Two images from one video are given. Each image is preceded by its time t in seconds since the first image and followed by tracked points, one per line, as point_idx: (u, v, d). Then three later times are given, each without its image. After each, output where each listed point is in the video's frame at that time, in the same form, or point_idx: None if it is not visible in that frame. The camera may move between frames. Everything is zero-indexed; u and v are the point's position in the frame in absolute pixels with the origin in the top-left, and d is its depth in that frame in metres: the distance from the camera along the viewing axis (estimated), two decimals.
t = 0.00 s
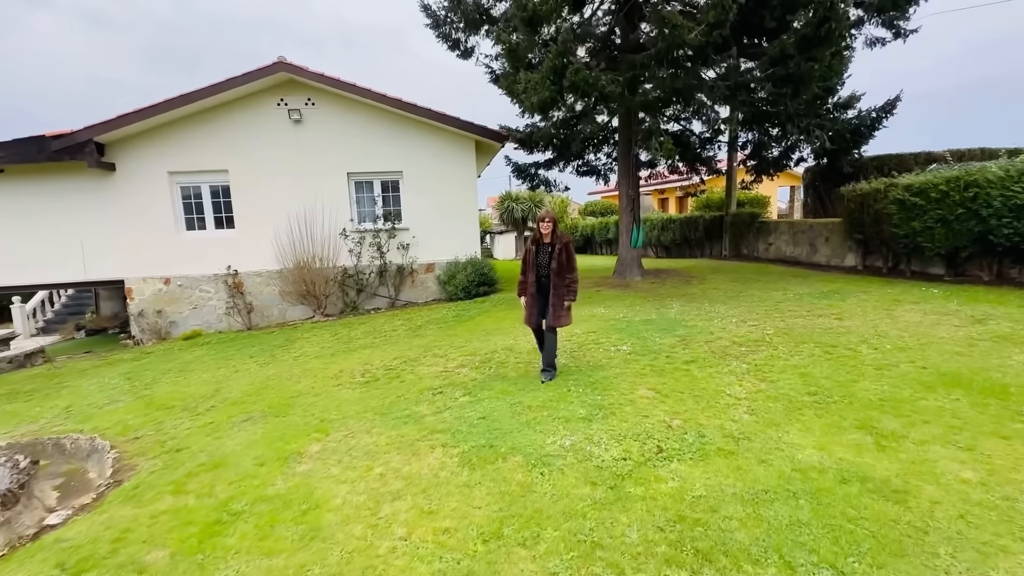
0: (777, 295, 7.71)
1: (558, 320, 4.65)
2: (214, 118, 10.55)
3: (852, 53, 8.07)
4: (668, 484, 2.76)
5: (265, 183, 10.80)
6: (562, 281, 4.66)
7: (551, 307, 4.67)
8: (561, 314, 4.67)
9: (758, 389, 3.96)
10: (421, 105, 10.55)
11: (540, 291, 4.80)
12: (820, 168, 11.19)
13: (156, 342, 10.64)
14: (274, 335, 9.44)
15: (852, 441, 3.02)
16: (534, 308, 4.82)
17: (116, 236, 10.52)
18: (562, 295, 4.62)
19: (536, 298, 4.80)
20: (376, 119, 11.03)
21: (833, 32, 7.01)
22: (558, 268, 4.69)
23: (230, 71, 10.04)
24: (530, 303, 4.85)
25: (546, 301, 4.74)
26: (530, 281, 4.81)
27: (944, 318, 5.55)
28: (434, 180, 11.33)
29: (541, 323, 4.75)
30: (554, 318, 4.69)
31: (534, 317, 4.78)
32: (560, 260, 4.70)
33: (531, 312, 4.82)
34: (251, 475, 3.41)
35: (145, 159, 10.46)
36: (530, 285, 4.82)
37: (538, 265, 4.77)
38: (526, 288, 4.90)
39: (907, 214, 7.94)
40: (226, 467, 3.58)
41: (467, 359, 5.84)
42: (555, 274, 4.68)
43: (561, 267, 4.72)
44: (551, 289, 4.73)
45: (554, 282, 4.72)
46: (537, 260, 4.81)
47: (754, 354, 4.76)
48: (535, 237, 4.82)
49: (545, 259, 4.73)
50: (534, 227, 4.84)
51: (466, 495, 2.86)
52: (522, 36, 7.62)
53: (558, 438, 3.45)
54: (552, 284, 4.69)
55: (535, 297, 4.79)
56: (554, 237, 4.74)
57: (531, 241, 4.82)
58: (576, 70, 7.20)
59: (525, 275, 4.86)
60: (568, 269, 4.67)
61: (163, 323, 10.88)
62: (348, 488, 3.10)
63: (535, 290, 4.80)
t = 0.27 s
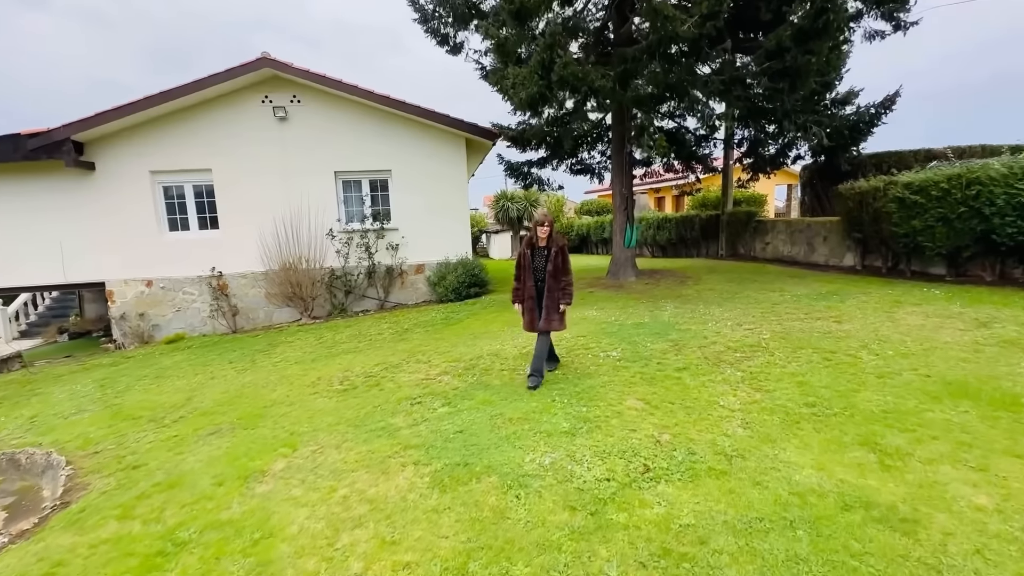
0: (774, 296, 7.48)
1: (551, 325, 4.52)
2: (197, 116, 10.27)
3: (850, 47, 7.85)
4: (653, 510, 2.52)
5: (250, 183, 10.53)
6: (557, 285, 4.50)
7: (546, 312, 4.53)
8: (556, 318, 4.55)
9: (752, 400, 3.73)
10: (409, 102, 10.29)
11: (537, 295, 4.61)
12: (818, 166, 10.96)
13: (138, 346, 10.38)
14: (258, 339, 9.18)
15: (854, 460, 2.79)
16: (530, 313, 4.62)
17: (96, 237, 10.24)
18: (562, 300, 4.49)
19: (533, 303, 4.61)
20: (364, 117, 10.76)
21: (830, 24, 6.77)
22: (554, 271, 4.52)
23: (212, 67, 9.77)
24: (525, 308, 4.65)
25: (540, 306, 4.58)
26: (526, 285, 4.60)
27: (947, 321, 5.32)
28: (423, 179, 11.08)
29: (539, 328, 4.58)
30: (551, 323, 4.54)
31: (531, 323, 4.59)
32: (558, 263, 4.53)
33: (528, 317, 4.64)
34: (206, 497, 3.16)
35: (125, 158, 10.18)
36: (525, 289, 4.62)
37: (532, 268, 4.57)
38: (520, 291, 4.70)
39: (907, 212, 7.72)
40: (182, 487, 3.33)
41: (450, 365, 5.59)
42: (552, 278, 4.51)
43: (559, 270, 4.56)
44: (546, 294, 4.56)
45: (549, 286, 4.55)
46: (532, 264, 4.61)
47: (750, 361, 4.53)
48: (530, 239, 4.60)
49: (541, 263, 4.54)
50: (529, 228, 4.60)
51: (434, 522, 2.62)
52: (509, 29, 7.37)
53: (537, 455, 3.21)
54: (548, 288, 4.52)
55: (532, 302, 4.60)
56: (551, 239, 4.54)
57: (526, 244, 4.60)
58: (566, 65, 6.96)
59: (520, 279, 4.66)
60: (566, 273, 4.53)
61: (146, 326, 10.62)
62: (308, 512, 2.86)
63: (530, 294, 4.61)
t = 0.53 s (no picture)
0: (773, 297, 7.19)
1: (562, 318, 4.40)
2: (178, 111, 9.94)
3: (852, 39, 7.57)
4: (641, 546, 2.23)
5: (232, 180, 10.20)
6: (563, 278, 4.41)
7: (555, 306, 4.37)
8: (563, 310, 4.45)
9: (752, 413, 3.44)
10: (397, 98, 10.00)
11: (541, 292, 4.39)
12: (818, 163, 10.70)
13: (117, 349, 10.04)
14: (239, 343, 8.86)
15: (866, 485, 2.50)
16: (534, 310, 4.35)
17: (72, 236, 9.89)
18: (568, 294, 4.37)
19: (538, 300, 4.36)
20: (351, 112, 10.45)
21: (832, 13, 6.49)
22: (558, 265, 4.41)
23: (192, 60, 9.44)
24: (529, 306, 4.35)
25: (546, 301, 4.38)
26: (531, 282, 4.31)
27: (954, 325, 5.04)
28: (412, 176, 10.76)
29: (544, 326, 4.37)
30: (558, 318, 4.38)
31: (541, 320, 4.34)
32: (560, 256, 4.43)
33: (534, 315, 4.35)
34: (149, 524, 2.86)
35: (102, 154, 9.83)
36: (528, 286, 4.33)
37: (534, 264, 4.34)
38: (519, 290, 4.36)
39: (910, 210, 7.45)
40: (125, 512, 3.02)
41: (432, 372, 5.29)
42: (556, 272, 4.37)
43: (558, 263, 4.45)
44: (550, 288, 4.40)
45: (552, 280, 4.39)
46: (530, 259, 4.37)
47: (748, 369, 4.24)
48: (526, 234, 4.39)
49: (544, 257, 4.35)
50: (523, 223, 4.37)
51: (395, 559, 2.32)
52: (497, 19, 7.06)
53: (516, 476, 2.91)
54: (554, 282, 4.37)
55: (538, 299, 4.35)
56: (547, 233, 4.41)
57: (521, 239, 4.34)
58: (558, 57, 6.66)
59: (520, 276, 4.35)
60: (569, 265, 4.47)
61: (125, 328, 10.28)
62: (257, 544, 2.56)
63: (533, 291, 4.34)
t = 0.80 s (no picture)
0: (771, 302, 6.95)
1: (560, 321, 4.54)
2: (159, 109, 9.64)
3: (852, 34, 7.35)
4: None
5: (215, 180, 9.91)
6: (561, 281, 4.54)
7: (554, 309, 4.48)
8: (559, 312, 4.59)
9: (749, 433, 3.18)
10: (385, 95, 9.72)
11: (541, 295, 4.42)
12: (816, 163, 10.49)
13: (96, 354, 9.75)
14: (220, 348, 8.57)
15: (875, 523, 2.25)
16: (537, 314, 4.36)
17: (48, 238, 9.59)
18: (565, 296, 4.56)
19: (540, 302, 4.38)
20: (338, 110, 10.16)
21: (831, 8, 6.24)
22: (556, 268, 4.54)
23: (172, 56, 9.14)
24: (533, 308, 4.33)
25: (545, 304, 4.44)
26: (536, 285, 4.32)
27: (961, 334, 4.80)
28: (401, 176, 10.48)
29: (545, 328, 4.40)
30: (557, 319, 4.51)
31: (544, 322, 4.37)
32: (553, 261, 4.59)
33: (538, 317, 4.34)
34: (84, 563, 2.59)
35: (79, 153, 9.52)
36: (533, 291, 4.32)
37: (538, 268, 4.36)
38: (522, 294, 4.31)
39: (912, 212, 7.23)
40: (61, 548, 2.75)
41: (413, 384, 5.02)
42: (556, 275, 4.49)
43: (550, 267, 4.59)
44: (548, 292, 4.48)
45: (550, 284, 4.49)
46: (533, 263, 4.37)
47: (745, 383, 3.98)
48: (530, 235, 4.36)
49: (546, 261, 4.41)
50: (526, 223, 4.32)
51: None
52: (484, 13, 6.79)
53: (490, 509, 2.65)
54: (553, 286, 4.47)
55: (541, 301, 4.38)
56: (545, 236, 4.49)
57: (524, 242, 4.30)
58: (547, 53, 6.40)
59: (524, 281, 4.29)
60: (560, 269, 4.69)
61: (105, 333, 9.98)
62: None
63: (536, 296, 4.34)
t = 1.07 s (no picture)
0: (773, 304, 6.67)
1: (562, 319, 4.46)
2: (142, 105, 9.38)
3: (856, 25, 7.08)
4: None
5: (200, 178, 9.64)
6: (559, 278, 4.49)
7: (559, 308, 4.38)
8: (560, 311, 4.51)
9: (748, 451, 2.91)
10: (375, 91, 9.45)
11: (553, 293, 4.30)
12: (820, 162, 10.18)
13: (77, 357, 9.50)
14: (203, 351, 8.30)
15: (891, 562, 1.97)
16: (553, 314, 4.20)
17: (29, 237, 9.34)
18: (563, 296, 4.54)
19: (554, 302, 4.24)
20: (327, 107, 9.89)
21: None
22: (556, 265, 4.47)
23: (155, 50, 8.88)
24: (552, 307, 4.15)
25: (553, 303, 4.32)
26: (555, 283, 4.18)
27: (974, 340, 4.52)
28: (392, 173, 10.20)
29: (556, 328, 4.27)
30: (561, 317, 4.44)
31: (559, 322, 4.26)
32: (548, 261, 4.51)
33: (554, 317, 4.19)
34: None
35: (61, 150, 9.27)
36: (551, 288, 4.15)
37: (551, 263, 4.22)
38: (544, 292, 4.11)
39: (919, 211, 6.95)
40: None
41: (393, 391, 4.74)
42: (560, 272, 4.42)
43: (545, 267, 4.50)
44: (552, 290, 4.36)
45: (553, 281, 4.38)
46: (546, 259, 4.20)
47: (745, 393, 3.71)
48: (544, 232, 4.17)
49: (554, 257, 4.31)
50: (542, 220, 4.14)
51: None
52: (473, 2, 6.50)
53: (459, 539, 2.37)
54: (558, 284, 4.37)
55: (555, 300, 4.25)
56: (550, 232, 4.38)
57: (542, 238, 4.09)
58: (538, 44, 6.12)
59: (545, 278, 4.10)
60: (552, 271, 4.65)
61: (87, 335, 9.73)
62: None
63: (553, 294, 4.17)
